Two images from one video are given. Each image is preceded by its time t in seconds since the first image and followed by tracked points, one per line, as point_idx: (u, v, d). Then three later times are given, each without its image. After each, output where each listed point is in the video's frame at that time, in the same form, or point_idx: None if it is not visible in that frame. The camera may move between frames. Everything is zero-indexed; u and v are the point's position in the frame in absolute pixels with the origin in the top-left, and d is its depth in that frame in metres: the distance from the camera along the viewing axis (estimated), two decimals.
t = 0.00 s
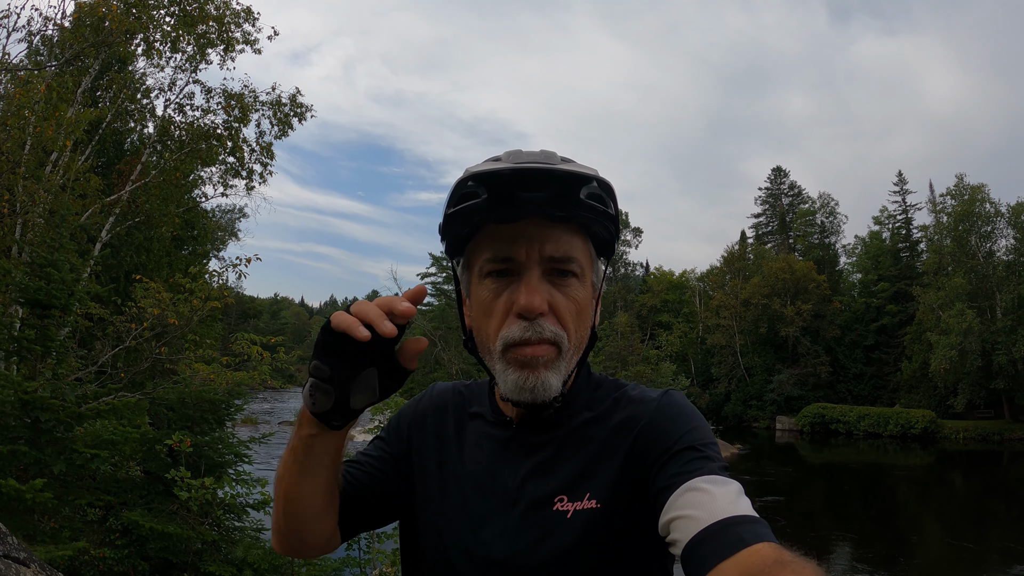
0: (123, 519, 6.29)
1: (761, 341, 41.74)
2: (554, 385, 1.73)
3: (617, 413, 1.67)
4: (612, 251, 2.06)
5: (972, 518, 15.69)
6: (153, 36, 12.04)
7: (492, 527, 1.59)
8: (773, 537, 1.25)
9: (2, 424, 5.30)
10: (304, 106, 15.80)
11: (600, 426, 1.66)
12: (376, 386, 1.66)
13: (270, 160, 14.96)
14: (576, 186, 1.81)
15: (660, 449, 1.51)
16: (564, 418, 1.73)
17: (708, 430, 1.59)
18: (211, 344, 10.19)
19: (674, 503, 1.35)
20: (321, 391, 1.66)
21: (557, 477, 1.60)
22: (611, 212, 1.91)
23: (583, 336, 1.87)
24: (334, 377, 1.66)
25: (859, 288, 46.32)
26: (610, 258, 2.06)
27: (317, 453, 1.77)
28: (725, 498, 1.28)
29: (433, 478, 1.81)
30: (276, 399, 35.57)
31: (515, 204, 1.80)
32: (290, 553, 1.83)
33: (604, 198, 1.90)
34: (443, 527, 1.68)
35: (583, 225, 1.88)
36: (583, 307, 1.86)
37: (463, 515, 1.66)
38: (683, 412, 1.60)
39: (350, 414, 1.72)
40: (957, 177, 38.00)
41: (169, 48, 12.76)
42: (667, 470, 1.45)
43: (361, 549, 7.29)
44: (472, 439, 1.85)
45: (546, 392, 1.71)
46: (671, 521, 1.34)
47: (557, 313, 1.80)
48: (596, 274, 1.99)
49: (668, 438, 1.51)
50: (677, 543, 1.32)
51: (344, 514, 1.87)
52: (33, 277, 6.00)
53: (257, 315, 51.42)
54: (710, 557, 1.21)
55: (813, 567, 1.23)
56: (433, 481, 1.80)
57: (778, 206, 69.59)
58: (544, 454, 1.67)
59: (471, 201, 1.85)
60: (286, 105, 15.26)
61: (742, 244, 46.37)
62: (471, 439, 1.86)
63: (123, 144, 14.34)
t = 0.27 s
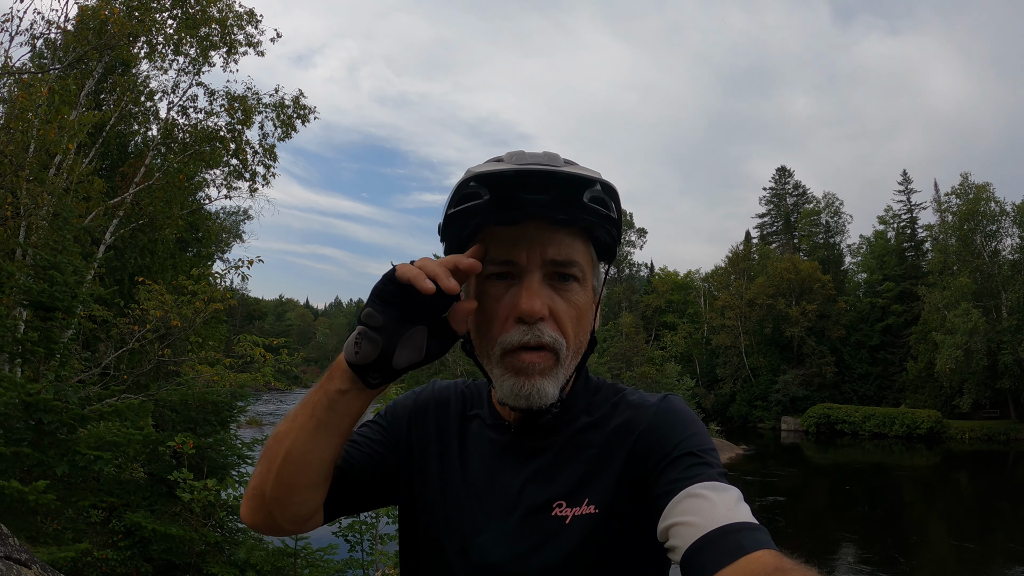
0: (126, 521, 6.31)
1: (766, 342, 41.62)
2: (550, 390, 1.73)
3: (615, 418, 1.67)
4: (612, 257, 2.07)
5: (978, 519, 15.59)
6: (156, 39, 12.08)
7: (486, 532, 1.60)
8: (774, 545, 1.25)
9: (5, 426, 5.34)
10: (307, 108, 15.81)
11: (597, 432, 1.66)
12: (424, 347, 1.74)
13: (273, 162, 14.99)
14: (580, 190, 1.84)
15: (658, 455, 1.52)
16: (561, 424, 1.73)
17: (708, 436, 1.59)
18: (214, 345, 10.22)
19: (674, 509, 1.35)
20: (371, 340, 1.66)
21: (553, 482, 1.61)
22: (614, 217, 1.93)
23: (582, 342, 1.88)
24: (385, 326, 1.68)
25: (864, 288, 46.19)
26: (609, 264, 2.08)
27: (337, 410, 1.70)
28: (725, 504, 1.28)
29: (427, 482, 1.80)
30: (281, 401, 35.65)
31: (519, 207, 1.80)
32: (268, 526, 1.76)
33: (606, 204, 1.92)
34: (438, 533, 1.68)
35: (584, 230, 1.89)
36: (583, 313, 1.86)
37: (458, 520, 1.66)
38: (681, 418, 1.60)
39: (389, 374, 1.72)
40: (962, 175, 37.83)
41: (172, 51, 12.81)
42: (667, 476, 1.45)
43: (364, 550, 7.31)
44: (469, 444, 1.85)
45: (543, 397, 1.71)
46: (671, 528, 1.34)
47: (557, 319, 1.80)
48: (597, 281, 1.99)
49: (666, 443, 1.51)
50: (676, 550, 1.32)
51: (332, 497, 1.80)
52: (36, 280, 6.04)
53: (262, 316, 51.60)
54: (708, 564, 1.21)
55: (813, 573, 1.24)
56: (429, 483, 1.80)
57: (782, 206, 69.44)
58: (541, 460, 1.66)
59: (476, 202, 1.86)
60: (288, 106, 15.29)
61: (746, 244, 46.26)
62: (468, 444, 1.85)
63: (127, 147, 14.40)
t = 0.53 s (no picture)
0: (131, 520, 6.34)
1: (772, 341, 41.47)
2: (545, 388, 1.73)
3: (611, 416, 1.67)
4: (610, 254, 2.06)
5: (985, 518, 15.50)
6: (160, 40, 12.13)
7: (479, 529, 1.60)
8: (769, 543, 1.25)
9: (12, 426, 5.38)
10: (312, 108, 15.85)
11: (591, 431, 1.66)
12: (410, 358, 1.79)
13: (278, 163, 15.04)
14: (578, 187, 1.82)
15: (653, 453, 1.51)
16: (556, 421, 1.72)
17: (703, 435, 1.59)
18: (220, 346, 10.27)
19: (668, 507, 1.35)
20: (358, 352, 1.70)
21: (546, 480, 1.60)
22: (612, 214, 1.92)
23: (578, 338, 1.87)
24: (375, 338, 1.73)
25: (871, 287, 45.97)
26: (607, 261, 2.07)
27: (324, 421, 1.75)
28: (720, 503, 1.29)
29: (422, 482, 1.80)
30: (288, 401, 35.77)
31: (516, 203, 1.78)
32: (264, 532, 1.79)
33: (605, 200, 1.91)
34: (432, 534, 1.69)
35: (582, 226, 1.87)
36: (579, 310, 1.85)
37: (453, 518, 1.66)
38: (677, 414, 1.60)
39: (374, 384, 1.76)
40: (969, 173, 37.62)
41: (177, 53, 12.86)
42: (662, 474, 1.45)
43: (369, 550, 7.32)
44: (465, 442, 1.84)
45: (538, 394, 1.71)
46: (665, 526, 1.34)
47: (553, 316, 1.78)
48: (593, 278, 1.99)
49: (661, 441, 1.51)
50: (672, 547, 1.32)
51: (326, 501, 1.84)
52: (42, 281, 6.09)
53: (269, 317, 51.78)
54: (705, 562, 1.21)
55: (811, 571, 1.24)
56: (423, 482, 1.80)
57: (789, 205, 69.20)
58: (535, 459, 1.66)
59: (473, 196, 1.84)
60: (293, 107, 15.32)
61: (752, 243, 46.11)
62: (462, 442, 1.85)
63: (134, 148, 14.48)
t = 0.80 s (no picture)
0: (137, 519, 6.37)
1: (779, 339, 41.29)
2: (548, 384, 1.73)
3: (611, 416, 1.66)
4: (615, 250, 2.04)
5: (994, 518, 15.39)
6: (166, 41, 12.17)
7: (481, 527, 1.61)
8: (773, 545, 1.24)
9: (19, 425, 5.43)
10: (318, 108, 15.87)
11: (591, 427, 1.65)
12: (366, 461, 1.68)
13: (284, 162, 15.08)
14: (582, 181, 1.81)
15: (654, 452, 1.49)
16: (559, 417, 1.72)
17: (705, 433, 1.57)
18: (226, 345, 10.31)
19: (669, 508, 1.34)
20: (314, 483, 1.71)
21: (547, 477, 1.61)
22: (618, 208, 1.90)
23: (583, 334, 1.87)
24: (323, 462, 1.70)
25: (878, 285, 45.74)
26: (612, 256, 2.05)
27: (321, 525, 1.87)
28: (722, 504, 1.27)
29: (427, 481, 1.84)
30: (296, 400, 35.92)
31: (519, 196, 1.78)
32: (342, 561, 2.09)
33: (610, 195, 1.89)
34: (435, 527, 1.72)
35: (587, 220, 1.86)
36: (583, 304, 1.84)
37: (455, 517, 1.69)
38: (679, 414, 1.58)
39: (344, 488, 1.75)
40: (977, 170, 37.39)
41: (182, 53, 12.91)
42: (663, 473, 1.44)
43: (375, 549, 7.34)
44: (468, 439, 1.87)
45: (540, 390, 1.72)
46: (667, 526, 1.34)
47: (555, 310, 1.78)
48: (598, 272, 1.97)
49: (661, 441, 1.49)
50: (674, 548, 1.31)
51: (364, 535, 2.00)
52: (49, 281, 6.13)
53: (277, 315, 52.02)
54: (706, 564, 1.21)
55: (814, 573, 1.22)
56: (430, 476, 1.85)
57: (795, 203, 68.93)
58: (536, 457, 1.66)
59: (476, 189, 1.84)
60: (299, 107, 15.34)
61: (759, 241, 45.96)
62: (467, 439, 1.88)
63: (140, 148, 14.53)
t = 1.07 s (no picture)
0: (147, 514, 6.45)
1: (790, 338, 41.08)
2: (550, 386, 1.73)
3: (611, 415, 1.66)
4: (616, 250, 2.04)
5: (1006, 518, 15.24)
6: (176, 40, 12.26)
7: (480, 528, 1.62)
8: (774, 545, 1.24)
9: (31, 421, 5.50)
10: (327, 106, 15.92)
11: (592, 427, 1.64)
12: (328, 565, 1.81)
13: (293, 160, 15.15)
14: (586, 182, 1.81)
15: (654, 453, 1.49)
16: (560, 418, 1.72)
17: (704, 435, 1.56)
18: (237, 342, 10.38)
19: (669, 508, 1.34)
20: None
21: (547, 477, 1.60)
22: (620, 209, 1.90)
23: (584, 335, 1.87)
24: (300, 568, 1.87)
25: (890, 283, 45.37)
26: (613, 258, 2.05)
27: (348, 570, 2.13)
28: (724, 505, 1.27)
29: (430, 485, 1.86)
30: (308, 398, 36.15)
31: (525, 194, 1.78)
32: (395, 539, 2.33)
33: (613, 196, 1.89)
34: (436, 529, 1.72)
35: (589, 222, 1.86)
36: (585, 305, 1.84)
37: (455, 517, 1.70)
38: (678, 414, 1.57)
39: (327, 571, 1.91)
40: (990, 167, 37.01)
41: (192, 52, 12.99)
42: (663, 473, 1.43)
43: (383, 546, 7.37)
44: (469, 441, 1.88)
45: (543, 392, 1.71)
46: (667, 526, 1.34)
47: (559, 310, 1.78)
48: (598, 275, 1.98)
49: (660, 441, 1.49)
50: (674, 548, 1.31)
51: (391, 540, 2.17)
52: (60, 279, 6.20)
53: (288, 313, 52.38)
54: (708, 565, 1.20)
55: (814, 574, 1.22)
56: (432, 479, 1.86)
57: (807, 201, 68.49)
58: (536, 457, 1.66)
59: (480, 188, 1.83)
60: (309, 105, 15.42)
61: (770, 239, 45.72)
62: (467, 440, 1.88)
63: (151, 147, 14.63)
